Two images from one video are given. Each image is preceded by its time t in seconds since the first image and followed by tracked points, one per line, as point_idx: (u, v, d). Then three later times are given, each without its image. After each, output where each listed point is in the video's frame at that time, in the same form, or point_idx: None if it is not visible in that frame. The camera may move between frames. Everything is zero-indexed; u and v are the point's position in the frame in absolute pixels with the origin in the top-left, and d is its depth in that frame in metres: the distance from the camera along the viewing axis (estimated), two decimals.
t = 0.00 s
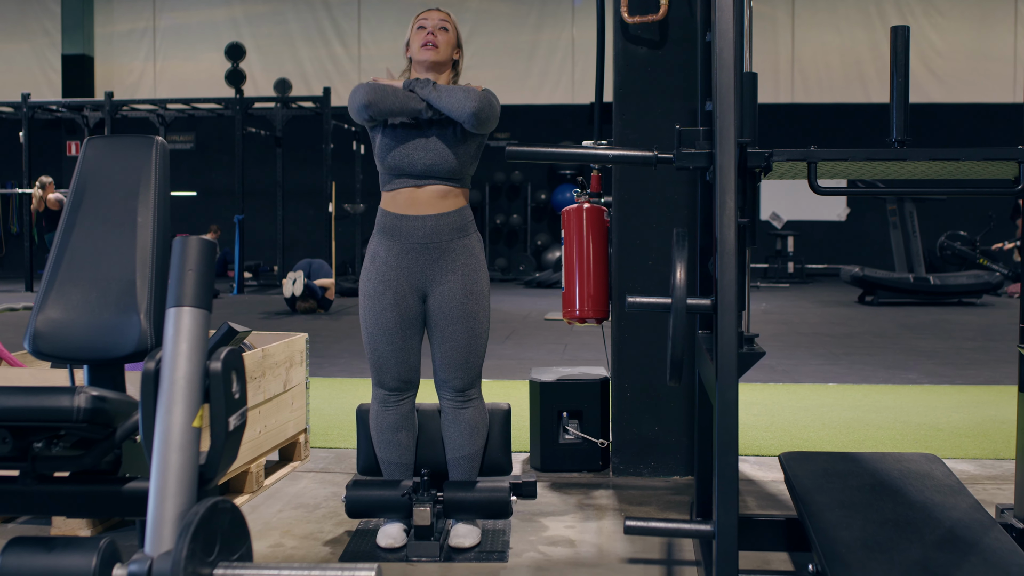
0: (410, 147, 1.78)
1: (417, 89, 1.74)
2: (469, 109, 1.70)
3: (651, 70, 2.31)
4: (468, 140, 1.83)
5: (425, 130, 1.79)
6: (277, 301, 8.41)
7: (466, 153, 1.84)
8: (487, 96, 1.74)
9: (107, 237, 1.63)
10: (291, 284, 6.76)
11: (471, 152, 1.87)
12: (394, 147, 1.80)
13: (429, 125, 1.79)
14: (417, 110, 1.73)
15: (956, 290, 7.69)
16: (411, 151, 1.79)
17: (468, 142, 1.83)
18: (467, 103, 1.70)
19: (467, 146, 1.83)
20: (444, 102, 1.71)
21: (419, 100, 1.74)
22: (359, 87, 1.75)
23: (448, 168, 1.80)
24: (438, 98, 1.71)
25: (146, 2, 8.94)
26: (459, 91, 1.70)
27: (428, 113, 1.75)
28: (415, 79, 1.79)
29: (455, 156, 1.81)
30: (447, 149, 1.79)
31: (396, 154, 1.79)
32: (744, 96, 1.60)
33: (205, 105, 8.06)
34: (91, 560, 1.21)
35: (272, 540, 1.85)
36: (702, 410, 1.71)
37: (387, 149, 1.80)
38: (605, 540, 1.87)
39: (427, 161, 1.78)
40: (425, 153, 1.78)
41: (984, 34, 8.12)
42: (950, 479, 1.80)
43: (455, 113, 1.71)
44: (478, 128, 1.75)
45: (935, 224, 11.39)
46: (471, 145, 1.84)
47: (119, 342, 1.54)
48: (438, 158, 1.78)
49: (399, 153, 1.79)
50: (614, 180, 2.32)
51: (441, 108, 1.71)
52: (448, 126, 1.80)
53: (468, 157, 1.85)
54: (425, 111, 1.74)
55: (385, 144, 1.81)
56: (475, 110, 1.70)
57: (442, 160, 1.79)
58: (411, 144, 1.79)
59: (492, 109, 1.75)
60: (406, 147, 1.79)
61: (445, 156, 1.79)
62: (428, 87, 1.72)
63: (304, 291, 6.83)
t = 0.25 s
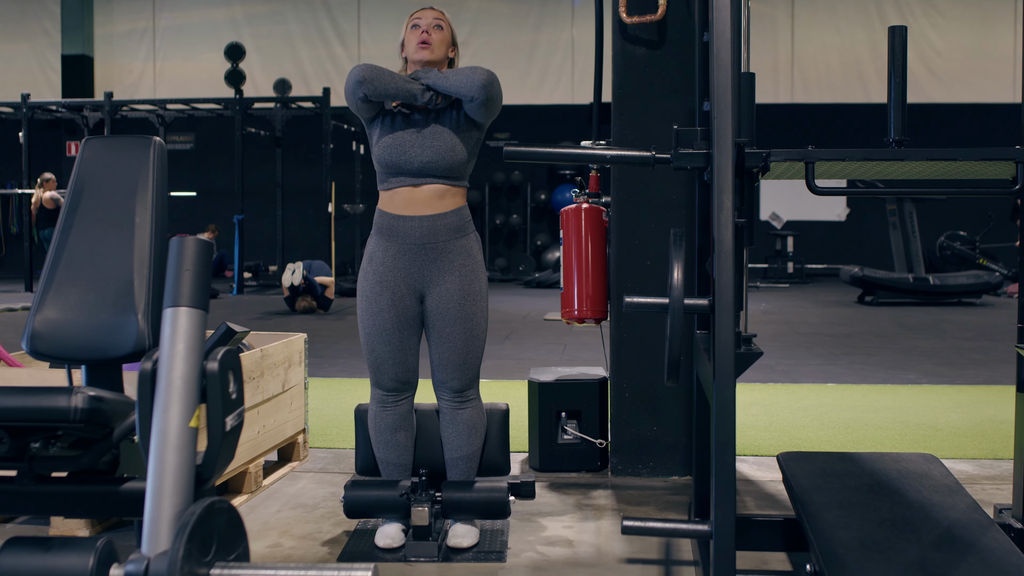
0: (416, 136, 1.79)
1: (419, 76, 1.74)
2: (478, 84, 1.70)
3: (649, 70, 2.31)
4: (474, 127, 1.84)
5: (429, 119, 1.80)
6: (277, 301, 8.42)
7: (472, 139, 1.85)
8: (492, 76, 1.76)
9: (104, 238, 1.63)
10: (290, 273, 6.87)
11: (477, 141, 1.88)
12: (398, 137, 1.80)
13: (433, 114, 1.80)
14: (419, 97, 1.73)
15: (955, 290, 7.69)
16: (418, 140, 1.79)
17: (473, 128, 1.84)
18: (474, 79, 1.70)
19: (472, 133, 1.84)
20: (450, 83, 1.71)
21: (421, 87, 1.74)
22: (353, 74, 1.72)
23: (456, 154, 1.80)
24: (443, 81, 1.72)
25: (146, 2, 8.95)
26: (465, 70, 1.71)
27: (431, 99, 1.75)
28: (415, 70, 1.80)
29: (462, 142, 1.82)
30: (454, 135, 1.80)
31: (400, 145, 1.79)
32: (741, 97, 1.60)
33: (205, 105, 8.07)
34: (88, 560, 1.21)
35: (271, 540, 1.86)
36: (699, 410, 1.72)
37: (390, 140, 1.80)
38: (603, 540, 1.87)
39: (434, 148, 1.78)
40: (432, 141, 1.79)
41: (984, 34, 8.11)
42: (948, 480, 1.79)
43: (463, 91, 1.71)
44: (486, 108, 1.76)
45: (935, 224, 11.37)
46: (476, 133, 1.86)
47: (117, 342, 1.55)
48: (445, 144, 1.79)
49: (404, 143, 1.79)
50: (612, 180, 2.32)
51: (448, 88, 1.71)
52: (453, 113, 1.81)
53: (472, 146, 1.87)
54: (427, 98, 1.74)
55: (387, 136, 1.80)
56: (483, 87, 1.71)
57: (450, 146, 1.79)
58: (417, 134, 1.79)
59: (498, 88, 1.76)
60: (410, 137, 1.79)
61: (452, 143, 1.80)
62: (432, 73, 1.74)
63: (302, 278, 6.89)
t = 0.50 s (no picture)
0: (416, 132, 1.80)
1: (418, 72, 1.75)
2: (478, 78, 1.71)
3: (647, 70, 2.31)
4: (473, 122, 1.86)
5: (427, 116, 1.81)
6: (276, 301, 8.42)
7: (471, 135, 1.87)
8: (491, 70, 1.77)
9: (101, 238, 1.63)
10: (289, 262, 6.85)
11: (475, 137, 1.90)
12: (397, 135, 1.80)
13: (432, 110, 1.81)
14: (417, 93, 1.73)
15: (955, 290, 7.69)
16: (418, 136, 1.79)
17: (472, 123, 1.85)
18: (474, 73, 1.71)
19: (471, 128, 1.85)
20: (449, 78, 1.72)
21: (419, 83, 1.74)
22: (350, 70, 1.71)
23: (456, 150, 1.81)
24: (442, 76, 1.72)
25: (145, 2, 8.95)
26: (464, 65, 1.71)
27: (430, 94, 1.75)
28: (412, 68, 1.80)
29: (462, 138, 1.84)
30: (454, 131, 1.81)
31: (400, 142, 1.79)
32: (739, 96, 1.60)
33: (205, 104, 8.07)
34: (85, 559, 1.21)
35: (269, 540, 1.86)
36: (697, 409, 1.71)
37: (389, 137, 1.80)
38: (601, 540, 1.87)
39: (434, 144, 1.79)
40: (432, 137, 1.80)
41: (984, 34, 8.11)
42: (946, 479, 1.79)
43: (463, 85, 1.72)
44: (485, 102, 1.77)
45: (935, 224, 11.37)
46: (475, 130, 1.87)
47: (115, 342, 1.55)
48: (445, 140, 1.80)
49: (403, 140, 1.79)
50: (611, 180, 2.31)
51: (447, 83, 1.72)
52: (452, 109, 1.82)
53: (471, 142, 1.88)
54: (424, 94, 1.74)
55: (386, 134, 1.81)
56: (483, 81, 1.72)
57: (450, 142, 1.80)
58: (417, 130, 1.80)
59: (498, 82, 1.77)
60: (409, 134, 1.80)
61: (452, 138, 1.81)
62: (430, 68, 1.74)
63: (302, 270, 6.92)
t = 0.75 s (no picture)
0: (415, 130, 1.79)
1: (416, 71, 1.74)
2: (477, 76, 1.72)
3: (646, 70, 2.31)
4: (472, 121, 1.86)
5: (426, 114, 1.80)
6: (276, 301, 8.43)
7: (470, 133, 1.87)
8: (490, 68, 1.77)
9: (99, 238, 1.64)
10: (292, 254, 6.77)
11: (474, 136, 1.90)
12: (396, 134, 1.80)
13: (430, 109, 1.81)
14: (416, 91, 1.72)
15: (954, 290, 7.69)
16: (418, 135, 1.79)
17: (471, 121, 1.85)
18: (473, 71, 1.72)
19: (470, 127, 1.86)
20: (448, 76, 1.72)
21: (417, 81, 1.73)
22: (348, 69, 1.71)
23: (455, 148, 1.81)
24: (441, 74, 1.72)
25: (145, 2, 8.96)
26: (463, 63, 1.72)
27: (429, 93, 1.75)
28: (410, 67, 1.80)
29: (461, 136, 1.84)
30: (453, 129, 1.82)
31: (399, 141, 1.79)
32: (737, 97, 1.60)
33: (204, 105, 8.08)
34: (82, 560, 1.21)
35: (267, 540, 1.86)
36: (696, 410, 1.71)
37: (388, 136, 1.80)
38: (600, 540, 1.87)
39: (434, 142, 1.79)
40: (431, 136, 1.79)
41: (984, 34, 8.10)
42: (944, 479, 1.79)
43: (462, 84, 1.72)
44: (484, 100, 1.77)
45: (936, 224, 11.36)
46: (474, 128, 1.88)
47: (113, 342, 1.55)
48: (445, 138, 1.80)
49: (402, 139, 1.79)
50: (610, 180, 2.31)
51: (446, 81, 1.72)
52: (450, 108, 1.82)
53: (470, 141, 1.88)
54: (423, 93, 1.74)
55: (385, 133, 1.80)
56: (482, 79, 1.73)
57: (449, 140, 1.81)
58: (416, 129, 1.80)
59: (496, 80, 1.78)
60: (408, 132, 1.79)
61: (451, 137, 1.81)
62: (429, 67, 1.74)
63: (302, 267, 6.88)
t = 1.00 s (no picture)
0: (413, 129, 1.79)
1: (413, 70, 1.74)
2: (473, 73, 1.71)
3: (644, 70, 2.31)
4: (470, 119, 1.86)
5: (423, 114, 1.81)
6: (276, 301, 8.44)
7: (468, 131, 1.87)
8: (486, 65, 1.77)
9: (97, 239, 1.64)
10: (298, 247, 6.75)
11: (472, 134, 1.90)
12: (394, 133, 1.79)
13: (428, 108, 1.81)
14: (412, 89, 1.72)
15: (954, 290, 7.69)
16: (415, 133, 1.79)
17: (468, 119, 1.85)
18: (469, 69, 1.71)
19: (467, 126, 1.85)
20: (445, 74, 1.71)
21: (414, 80, 1.73)
22: (345, 69, 1.71)
23: (453, 147, 1.81)
24: (437, 72, 1.71)
25: (145, 2, 8.96)
26: (458, 60, 1.71)
27: (426, 91, 1.75)
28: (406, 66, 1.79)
29: (459, 134, 1.84)
30: (450, 128, 1.81)
31: (397, 140, 1.79)
32: (735, 96, 1.60)
33: (204, 105, 8.09)
34: (79, 559, 1.21)
35: (265, 540, 1.86)
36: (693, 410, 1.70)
37: (386, 136, 1.80)
38: (598, 540, 1.87)
39: (431, 141, 1.79)
40: (428, 135, 1.79)
41: (984, 34, 8.09)
42: (941, 479, 1.79)
43: (458, 81, 1.71)
44: (481, 98, 1.77)
45: (935, 224, 11.35)
46: (471, 127, 1.87)
47: (111, 342, 1.55)
48: (442, 136, 1.80)
49: (400, 138, 1.79)
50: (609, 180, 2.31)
51: (442, 79, 1.71)
52: (447, 107, 1.82)
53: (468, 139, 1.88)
54: (420, 91, 1.73)
55: (382, 133, 1.80)
56: (478, 76, 1.72)
57: (447, 139, 1.80)
58: (413, 127, 1.79)
59: (493, 78, 1.77)
60: (406, 131, 1.79)
61: (448, 136, 1.81)
62: (425, 65, 1.73)
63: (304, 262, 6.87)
